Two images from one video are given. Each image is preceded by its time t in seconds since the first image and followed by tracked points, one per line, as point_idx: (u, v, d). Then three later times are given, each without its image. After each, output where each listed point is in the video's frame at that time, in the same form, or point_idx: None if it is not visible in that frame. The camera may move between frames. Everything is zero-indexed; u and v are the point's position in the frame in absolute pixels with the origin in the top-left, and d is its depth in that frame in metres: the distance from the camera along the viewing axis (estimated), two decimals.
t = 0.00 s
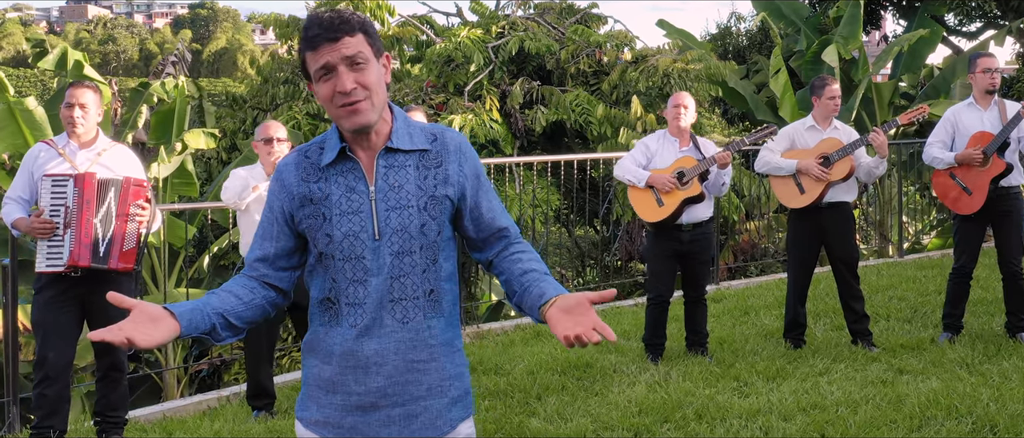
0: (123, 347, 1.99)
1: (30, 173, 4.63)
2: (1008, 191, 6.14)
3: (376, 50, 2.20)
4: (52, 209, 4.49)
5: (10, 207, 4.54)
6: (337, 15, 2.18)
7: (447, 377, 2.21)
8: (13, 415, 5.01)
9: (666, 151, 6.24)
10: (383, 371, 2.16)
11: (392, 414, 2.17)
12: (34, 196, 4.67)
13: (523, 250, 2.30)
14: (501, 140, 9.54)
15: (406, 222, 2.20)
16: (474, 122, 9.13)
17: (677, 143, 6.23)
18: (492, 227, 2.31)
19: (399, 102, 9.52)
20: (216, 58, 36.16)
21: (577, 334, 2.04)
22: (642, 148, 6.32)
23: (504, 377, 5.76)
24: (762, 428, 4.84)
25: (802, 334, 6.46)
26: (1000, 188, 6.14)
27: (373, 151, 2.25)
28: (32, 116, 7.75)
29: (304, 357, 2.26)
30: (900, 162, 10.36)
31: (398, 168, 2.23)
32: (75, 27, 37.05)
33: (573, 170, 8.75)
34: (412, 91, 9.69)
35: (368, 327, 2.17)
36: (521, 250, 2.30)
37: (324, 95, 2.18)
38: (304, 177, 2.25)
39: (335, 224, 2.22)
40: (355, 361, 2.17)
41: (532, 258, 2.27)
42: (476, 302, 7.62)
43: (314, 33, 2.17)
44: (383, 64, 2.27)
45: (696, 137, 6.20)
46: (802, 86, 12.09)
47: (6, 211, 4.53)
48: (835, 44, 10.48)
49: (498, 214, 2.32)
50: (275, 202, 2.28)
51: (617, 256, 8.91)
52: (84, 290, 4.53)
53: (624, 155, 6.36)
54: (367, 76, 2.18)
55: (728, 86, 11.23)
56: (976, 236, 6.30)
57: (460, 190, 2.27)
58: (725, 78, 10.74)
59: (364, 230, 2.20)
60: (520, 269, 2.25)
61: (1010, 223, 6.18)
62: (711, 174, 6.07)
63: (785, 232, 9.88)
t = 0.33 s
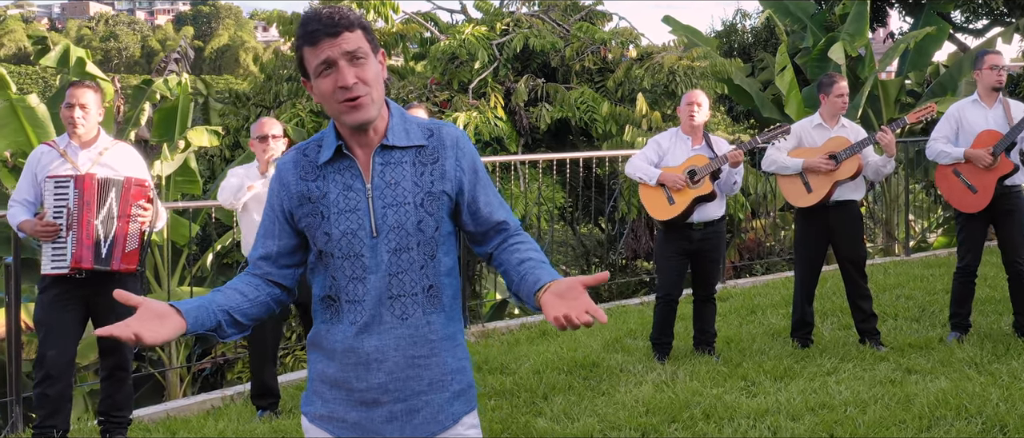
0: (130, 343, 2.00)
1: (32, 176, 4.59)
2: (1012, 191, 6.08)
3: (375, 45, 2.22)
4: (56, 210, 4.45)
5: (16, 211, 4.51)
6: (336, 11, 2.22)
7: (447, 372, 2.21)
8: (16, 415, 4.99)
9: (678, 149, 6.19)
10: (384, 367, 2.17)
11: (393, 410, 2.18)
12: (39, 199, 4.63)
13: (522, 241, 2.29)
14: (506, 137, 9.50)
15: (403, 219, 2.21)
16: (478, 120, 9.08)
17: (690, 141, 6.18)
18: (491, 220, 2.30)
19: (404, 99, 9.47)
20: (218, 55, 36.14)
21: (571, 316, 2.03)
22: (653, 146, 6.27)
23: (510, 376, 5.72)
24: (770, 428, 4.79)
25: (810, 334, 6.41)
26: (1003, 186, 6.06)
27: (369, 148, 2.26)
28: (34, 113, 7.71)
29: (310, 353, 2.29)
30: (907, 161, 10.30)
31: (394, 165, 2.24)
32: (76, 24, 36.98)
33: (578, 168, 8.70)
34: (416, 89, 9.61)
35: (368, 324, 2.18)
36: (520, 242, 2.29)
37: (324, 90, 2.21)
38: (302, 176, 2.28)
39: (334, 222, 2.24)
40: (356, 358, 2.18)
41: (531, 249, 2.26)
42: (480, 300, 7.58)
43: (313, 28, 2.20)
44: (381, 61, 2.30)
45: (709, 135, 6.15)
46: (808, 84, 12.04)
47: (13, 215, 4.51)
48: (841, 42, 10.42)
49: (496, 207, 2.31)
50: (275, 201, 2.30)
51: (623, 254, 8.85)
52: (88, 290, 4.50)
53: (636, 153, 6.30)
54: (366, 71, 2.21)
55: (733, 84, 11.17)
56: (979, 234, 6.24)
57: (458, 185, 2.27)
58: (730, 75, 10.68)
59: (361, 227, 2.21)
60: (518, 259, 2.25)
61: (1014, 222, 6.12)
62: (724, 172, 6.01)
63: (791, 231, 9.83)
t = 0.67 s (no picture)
0: (148, 343, 1.97)
1: (37, 169, 4.58)
2: (1015, 188, 6.06)
3: (378, 42, 2.20)
4: (60, 206, 4.41)
5: (16, 202, 4.49)
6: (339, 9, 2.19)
7: (454, 369, 2.18)
8: (19, 413, 4.98)
9: (680, 146, 6.16)
10: (392, 365, 2.15)
11: (401, 407, 2.16)
12: (41, 192, 4.62)
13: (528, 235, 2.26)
14: (510, 135, 9.47)
15: (408, 217, 2.18)
16: (483, 117, 9.06)
17: (691, 139, 6.14)
18: (496, 215, 2.27)
19: (408, 97, 9.45)
20: (221, 52, 36.16)
21: (570, 308, 2.00)
22: (655, 143, 6.24)
23: (515, 374, 5.70)
24: (777, 427, 4.75)
25: (816, 332, 6.38)
26: (1006, 184, 6.05)
27: (374, 145, 2.23)
28: (37, 111, 7.70)
29: (319, 350, 2.27)
30: (913, 159, 10.25)
31: (398, 163, 2.21)
32: (78, 20, 36.98)
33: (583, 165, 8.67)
34: (420, 86, 9.58)
35: (375, 322, 2.15)
36: (526, 236, 2.26)
37: (329, 89, 2.18)
38: (308, 177, 2.25)
39: (340, 221, 2.21)
40: (364, 355, 2.16)
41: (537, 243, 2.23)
42: (485, 298, 7.56)
43: (317, 27, 2.17)
44: (385, 58, 2.27)
45: (710, 132, 6.10)
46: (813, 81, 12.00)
47: (12, 206, 4.49)
48: (847, 39, 10.37)
49: (501, 201, 2.28)
50: (282, 201, 2.28)
51: (628, 252, 8.82)
52: (90, 288, 4.49)
53: (637, 150, 6.28)
54: (370, 69, 2.18)
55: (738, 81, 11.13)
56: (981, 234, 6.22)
57: (463, 181, 2.24)
58: (735, 73, 10.65)
59: (367, 226, 2.18)
60: (523, 253, 2.22)
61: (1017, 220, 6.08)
62: (725, 170, 6.00)
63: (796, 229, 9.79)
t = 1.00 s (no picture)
0: (159, 331, 1.96)
1: (38, 166, 4.55)
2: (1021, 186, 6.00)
3: (387, 40, 2.18)
4: (63, 203, 4.41)
5: (19, 201, 4.49)
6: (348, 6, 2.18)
7: (459, 364, 2.16)
8: (23, 411, 4.97)
9: (675, 144, 6.14)
10: (398, 359, 2.13)
11: (407, 402, 2.14)
12: (42, 189, 4.60)
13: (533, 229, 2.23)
14: (514, 132, 9.45)
15: (413, 213, 2.17)
16: (487, 114, 9.05)
17: (686, 136, 6.11)
18: (499, 210, 2.25)
19: (412, 94, 9.44)
20: (223, 49, 36.19)
21: (573, 299, 1.98)
22: (650, 140, 6.22)
23: (520, 372, 5.68)
24: (784, 426, 4.73)
25: (822, 330, 6.35)
26: (1012, 182, 6.00)
27: (379, 142, 2.21)
28: (40, 108, 7.70)
29: (325, 346, 2.26)
30: (919, 156, 10.22)
31: (403, 159, 2.19)
32: (81, 17, 37.01)
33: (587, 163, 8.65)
34: (424, 83, 9.55)
35: (381, 317, 2.14)
36: (530, 230, 2.23)
37: (337, 85, 2.16)
38: (314, 173, 2.24)
39: (346, 217, 2.19)
40: (370, 351, 2.14)
41: (541, 238, 2.20)
42: (489, 296, 7.54)
43: (327, 23, 2.16)
44: (393, 56, 2.26)
45: (705, 129, 6.09)
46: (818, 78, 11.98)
47: (15, 205, 4.48)
48: (851, 36, 10.33)
49: (505, 197, 2.26)
50: (288, 197, 2.26)
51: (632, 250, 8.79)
52: (95, 285, 4.48)
53: (633, 146, 6.26)
54: (378, 66, 2.16)
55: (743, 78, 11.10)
56: (989, 231, 6.19)
57: (468, 177, 2.22)
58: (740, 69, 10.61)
59: (373, 222, 2.17)
60: (526, 247, 2.19)
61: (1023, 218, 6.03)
62: (721, 168, 5.98)
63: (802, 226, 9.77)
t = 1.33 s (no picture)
0: (167, 327, 1.94)
1: (42, 169, 4.56)
2: None
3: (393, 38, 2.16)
4: (67, 206, 4.38)
5: (26, 206, 4.47)
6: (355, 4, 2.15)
7: (465, 362, 2.14)
8: (25, 410, 4.95)
9: (675, 141, 6.11)
10: (403, 357, 2.11)
11: (413, 400, 2.12)
12: (48, 193, 4.59)
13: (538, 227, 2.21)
14: (517, 129, 9.43)
15: (418, 210, 2.14)
16: (491, 112, 9.03)
17: (687, 134, 6.08)
18: (504, 208, 2.22)
19: (415, 92, 9.42)
20: (226, 46, 36.23)
21: (576, 294, 1.96)
22: (651, 138, 6.18)
23: (525, 371, 5.66)
24: (789, 425, 4.71)
25: (828, 329, 6.32)
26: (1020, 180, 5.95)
27: (384, 140, 2.19)
28: (42, 105, 7.68)
29: (330, 345, 2.24)
30: (924, 154, 10.18)
31: (409, 156, 2.17)
32: (83, 14, 37.01)
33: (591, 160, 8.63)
34: (428, 80, 9.51)
35: (386, 314, 2.11)
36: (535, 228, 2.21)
37: (342, 83, 2.14)
38: (319, 171, 2.22)
39: (350, 214, 2.17)
40: (375, 349, 2.12)
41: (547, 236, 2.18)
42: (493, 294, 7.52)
43: (333, 21, 2.13)
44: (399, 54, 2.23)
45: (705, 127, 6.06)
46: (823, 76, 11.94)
47: (21, 210, 4.46)
48: (856, 33, 10.29)
49: (510, 195, 2.24)
50: (293, 196, 2.24)
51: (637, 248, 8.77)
52: (101, 284, 4.48)
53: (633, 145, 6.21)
54: (384, 64, 2.14)
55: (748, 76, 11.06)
56: (1000, 230, 6.14)
57: (473, 174, 2.20)
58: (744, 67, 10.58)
59: (378, 219, 2.14)
60: (531, 245, 2.17)
61: None
62: (723, 166, 5.97)
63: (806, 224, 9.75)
